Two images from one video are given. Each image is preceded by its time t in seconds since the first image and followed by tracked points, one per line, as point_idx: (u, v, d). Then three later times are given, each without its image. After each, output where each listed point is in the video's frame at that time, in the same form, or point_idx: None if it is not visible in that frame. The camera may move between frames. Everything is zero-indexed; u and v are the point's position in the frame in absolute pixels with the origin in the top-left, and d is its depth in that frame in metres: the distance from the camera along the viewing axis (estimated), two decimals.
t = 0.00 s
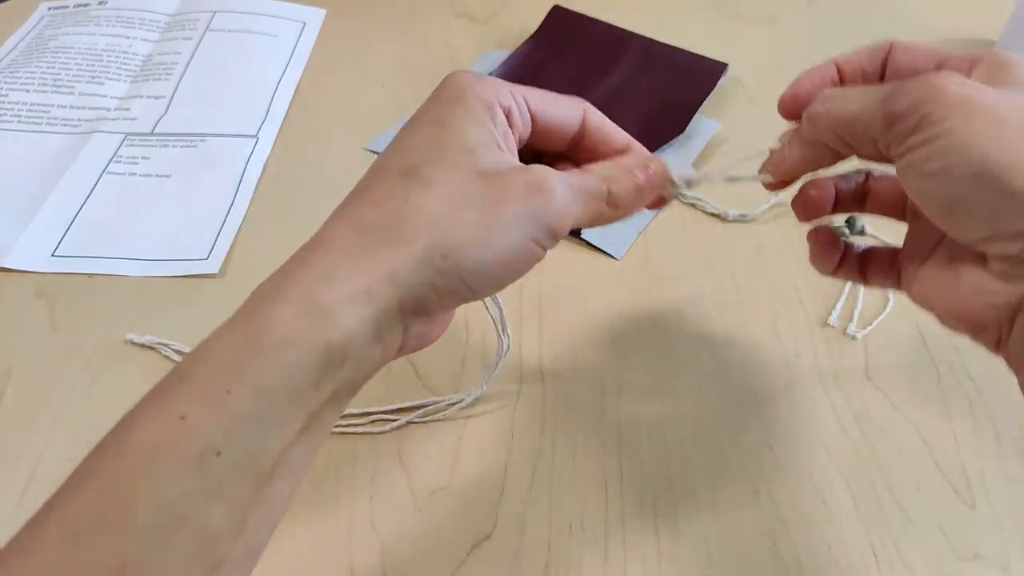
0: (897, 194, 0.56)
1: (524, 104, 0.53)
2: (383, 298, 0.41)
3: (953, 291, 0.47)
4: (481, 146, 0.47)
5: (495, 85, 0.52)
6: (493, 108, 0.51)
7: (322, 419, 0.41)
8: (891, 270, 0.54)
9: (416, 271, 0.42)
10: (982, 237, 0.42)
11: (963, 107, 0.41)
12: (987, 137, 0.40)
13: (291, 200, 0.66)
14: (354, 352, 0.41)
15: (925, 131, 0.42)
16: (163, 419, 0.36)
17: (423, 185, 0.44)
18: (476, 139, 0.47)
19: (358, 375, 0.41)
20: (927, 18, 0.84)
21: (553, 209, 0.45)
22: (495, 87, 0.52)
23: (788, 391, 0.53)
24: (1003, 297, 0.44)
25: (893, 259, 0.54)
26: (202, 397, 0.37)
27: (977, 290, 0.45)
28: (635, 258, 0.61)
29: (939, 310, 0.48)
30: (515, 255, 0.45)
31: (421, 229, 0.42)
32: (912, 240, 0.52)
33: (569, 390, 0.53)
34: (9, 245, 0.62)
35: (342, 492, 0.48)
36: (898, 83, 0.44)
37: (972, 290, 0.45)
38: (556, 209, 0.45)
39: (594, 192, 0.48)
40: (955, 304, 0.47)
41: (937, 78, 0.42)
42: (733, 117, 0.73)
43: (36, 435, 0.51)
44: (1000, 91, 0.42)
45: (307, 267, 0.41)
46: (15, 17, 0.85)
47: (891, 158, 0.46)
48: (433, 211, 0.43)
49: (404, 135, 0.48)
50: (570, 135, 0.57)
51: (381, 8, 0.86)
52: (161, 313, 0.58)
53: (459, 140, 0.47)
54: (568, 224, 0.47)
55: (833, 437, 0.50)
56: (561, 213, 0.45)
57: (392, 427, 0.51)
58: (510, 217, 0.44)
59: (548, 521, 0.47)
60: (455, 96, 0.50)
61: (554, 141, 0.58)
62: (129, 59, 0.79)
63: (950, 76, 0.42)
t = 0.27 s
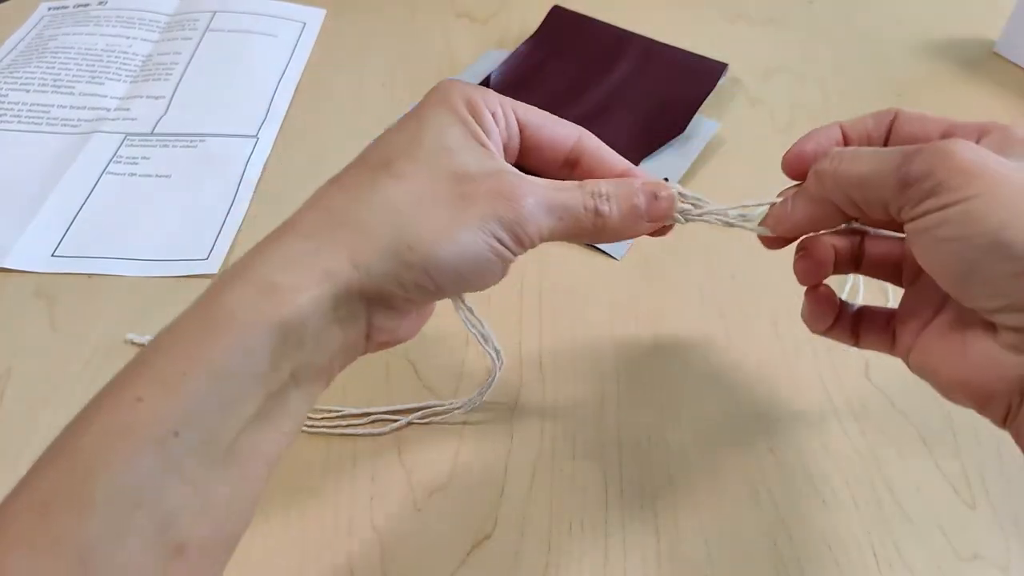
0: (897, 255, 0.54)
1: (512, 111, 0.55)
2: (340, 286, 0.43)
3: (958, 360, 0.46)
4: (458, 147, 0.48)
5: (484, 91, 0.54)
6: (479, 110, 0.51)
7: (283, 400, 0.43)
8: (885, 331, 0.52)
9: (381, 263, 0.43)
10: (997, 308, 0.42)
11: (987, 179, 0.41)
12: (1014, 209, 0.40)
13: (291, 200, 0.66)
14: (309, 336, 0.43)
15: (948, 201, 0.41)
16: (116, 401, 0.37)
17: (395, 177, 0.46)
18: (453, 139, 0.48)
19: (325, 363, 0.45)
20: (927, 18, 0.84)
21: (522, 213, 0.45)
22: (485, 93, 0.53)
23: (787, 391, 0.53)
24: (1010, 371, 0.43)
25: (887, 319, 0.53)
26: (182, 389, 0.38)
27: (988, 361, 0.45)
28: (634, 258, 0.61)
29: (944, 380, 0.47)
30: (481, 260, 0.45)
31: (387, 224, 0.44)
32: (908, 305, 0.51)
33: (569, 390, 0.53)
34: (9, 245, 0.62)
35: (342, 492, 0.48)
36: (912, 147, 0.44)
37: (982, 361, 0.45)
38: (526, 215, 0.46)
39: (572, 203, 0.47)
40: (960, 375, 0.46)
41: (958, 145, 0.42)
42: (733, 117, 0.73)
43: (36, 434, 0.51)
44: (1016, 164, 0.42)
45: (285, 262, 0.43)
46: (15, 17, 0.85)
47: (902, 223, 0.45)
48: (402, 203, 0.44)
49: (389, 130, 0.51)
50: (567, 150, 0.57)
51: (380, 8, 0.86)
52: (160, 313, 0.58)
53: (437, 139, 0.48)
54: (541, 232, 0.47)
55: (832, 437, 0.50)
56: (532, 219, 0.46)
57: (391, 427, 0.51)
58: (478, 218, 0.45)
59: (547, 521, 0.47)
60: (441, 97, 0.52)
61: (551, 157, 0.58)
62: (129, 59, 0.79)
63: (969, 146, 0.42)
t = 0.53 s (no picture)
0: (876, 276, 0.53)
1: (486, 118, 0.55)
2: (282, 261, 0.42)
3: (946, 382, 0.46)
4: (418, 138, 0.49)
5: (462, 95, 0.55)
6: (450, 109, 0.52)
7: (232, 378, 0.43)
8: (869, 352, 0.52)
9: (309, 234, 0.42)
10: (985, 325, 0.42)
11: (978, 202, 0.40)
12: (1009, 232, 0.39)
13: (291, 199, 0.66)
14: (248, 305, 0.42)
15: (940, 222, 0.40)
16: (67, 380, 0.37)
17: (344, 159, 0.45)
18: (417, 132, 0.49)
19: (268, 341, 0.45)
20: (926, 18, 0.85)
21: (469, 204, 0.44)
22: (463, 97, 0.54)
23: (787, 392, 0.53)
24: (999, 392, 0.43)
25: (871, 340, 0.52)
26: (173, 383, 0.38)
27: (978, 381, 0.44)
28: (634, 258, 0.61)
29: (932, 399, 0.47)
30: (422, 245, 0.45)
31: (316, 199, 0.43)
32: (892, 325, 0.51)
33: (570, 389, 0.53)
34: (9, 245, 0.62)
35: (342, 492, 0.48)
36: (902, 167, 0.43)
37: (970, 381, 0.44)
38: (475, 207, 0.44)
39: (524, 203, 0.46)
40: (949, 395, 0.45)
41: (946, 165, 0.41)
42: (733, 117, 0.73)
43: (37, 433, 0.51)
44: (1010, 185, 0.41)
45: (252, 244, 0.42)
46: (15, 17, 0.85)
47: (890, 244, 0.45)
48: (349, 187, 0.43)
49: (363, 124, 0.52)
50: (545, 164, 0.57)
51: (380, 8, 0.86)
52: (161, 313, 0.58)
53: (402, 128, 0.49)
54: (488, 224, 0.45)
55: (833, 438, 0.50)
56: (481, 214, 0.45)
57: (391, 428, 0.51)
58: (421, 205, 0.43)
59: (547, 521, 0.47)
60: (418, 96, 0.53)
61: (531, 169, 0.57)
62: (128, 59, 0.79)
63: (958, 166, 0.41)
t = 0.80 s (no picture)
0: (861, 266, 0.54)
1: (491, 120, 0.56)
2: (299, 265, 0.43)
3: (917, 364, 0.46)
4: (425, 134, 0.49)
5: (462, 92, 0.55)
6: (454, 107, 0.53)
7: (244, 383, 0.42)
8: (843, 340, 0.52)
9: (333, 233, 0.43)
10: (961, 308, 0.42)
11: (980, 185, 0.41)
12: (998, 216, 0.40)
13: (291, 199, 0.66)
14: (264, 312, 0.42)
15: (940, 201, 0.41)
16: (79, 384, 0.37)
17: (355, 156, 0.46)
18: (424, 127, 0.50)
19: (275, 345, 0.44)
20: (925, 18, 0.85)
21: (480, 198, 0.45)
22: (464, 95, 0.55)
23: (787, 392, 0.53)
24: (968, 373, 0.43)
25: (847, 328, 0.52)
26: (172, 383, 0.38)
27: (949, 362, 0.44)
28: (634, 258, 0.61)
29: (902, 379, 0.46)
30: (439, 241, 0.45)
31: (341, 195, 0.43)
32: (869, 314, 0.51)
33: (570, 389, 0.53)
34: (9, 245, 0.62)
35: (342, 492, 0.48)
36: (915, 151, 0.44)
37: (943, 363, 0.44)
38: (486, 201, 0.45)
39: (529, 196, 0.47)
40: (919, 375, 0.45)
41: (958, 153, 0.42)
42: (733, 117, 0.73)
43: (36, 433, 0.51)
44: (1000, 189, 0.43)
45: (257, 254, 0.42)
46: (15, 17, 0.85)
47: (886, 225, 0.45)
48: (361, 180, 0.44)
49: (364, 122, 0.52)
50: (542, 164, 0.58)
51: (380, 9, 0.86)
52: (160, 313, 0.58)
53: (405, 124, 0.50)
54: (500, 223, 0.47)
55: (833, 438, 0.50)
56: (491, 209, 0.45)
57: (392, 428, 0.51)
58: (433, 197, 0.44)
59: (547, 521, 0.47)
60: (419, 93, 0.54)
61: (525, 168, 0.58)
62: (128, 59, 0.79)
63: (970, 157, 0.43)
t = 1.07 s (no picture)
0: (856, 310, 0.55)
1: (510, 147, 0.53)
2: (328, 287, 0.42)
3: (944, 401, 0.46)
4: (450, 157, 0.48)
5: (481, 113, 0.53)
6: (476, 132, 0.50)
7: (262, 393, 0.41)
8: (858, 381, 0.51)
9: (360, 261, 0.42)
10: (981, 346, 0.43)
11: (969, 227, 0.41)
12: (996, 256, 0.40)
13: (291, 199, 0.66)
14: (290, 327, 0.41)
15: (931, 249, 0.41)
16: (109, 397, 0.36)
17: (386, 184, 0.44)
18: (445, 153, 0.47)
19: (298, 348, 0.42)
20: (925, 18, 0.85)
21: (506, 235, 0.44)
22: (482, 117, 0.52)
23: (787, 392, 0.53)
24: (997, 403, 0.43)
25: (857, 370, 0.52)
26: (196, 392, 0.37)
27: (979, 395, 0.44)
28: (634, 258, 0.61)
29: (932, 418, 0.46)
30: (461, 273, 0.44)
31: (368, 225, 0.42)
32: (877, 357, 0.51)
33: (570, 390, 0.53)
34: (9, 245, 0.62)
35: (342, 493, 0.48)
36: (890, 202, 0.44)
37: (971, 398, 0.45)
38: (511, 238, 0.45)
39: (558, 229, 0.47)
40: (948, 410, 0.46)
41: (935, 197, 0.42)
42: (733, 117, 0.73)
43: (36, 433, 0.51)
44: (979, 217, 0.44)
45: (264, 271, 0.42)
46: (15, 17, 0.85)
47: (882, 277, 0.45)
48: (388, 214, 0.43)
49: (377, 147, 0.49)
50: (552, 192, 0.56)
51: (380, 9, 0.86)
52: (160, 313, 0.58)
53: (428, 151, 0.47)
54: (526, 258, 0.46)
55: (833, 439, 0.50)
56: (517, 247, 0.45)
57: (391, 428, 0.51)
58: (457, 237, 0.44)
59: (547, 521, 0.47)
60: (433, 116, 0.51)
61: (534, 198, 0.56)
62: (128, 59, 0.79)
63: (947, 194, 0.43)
